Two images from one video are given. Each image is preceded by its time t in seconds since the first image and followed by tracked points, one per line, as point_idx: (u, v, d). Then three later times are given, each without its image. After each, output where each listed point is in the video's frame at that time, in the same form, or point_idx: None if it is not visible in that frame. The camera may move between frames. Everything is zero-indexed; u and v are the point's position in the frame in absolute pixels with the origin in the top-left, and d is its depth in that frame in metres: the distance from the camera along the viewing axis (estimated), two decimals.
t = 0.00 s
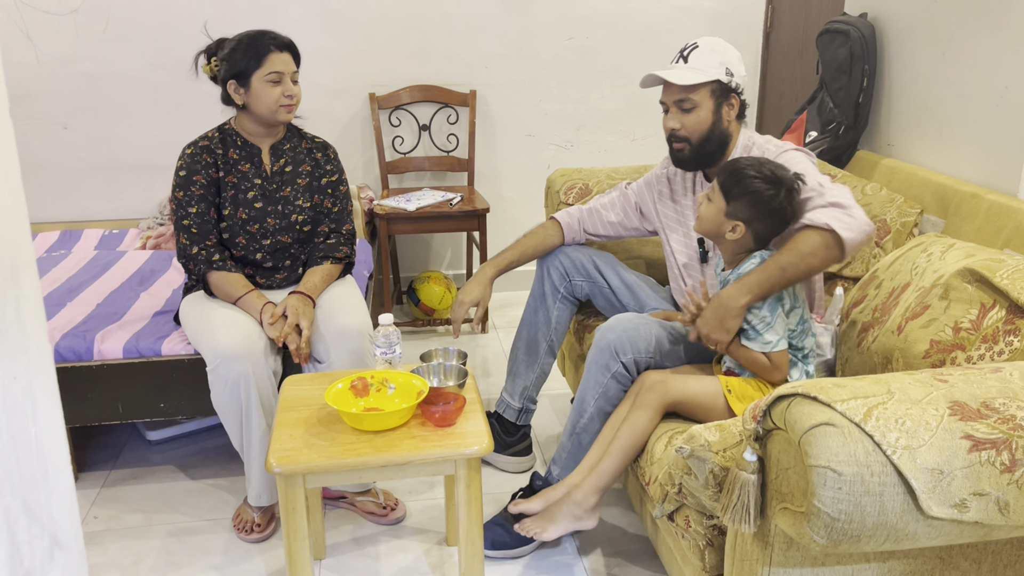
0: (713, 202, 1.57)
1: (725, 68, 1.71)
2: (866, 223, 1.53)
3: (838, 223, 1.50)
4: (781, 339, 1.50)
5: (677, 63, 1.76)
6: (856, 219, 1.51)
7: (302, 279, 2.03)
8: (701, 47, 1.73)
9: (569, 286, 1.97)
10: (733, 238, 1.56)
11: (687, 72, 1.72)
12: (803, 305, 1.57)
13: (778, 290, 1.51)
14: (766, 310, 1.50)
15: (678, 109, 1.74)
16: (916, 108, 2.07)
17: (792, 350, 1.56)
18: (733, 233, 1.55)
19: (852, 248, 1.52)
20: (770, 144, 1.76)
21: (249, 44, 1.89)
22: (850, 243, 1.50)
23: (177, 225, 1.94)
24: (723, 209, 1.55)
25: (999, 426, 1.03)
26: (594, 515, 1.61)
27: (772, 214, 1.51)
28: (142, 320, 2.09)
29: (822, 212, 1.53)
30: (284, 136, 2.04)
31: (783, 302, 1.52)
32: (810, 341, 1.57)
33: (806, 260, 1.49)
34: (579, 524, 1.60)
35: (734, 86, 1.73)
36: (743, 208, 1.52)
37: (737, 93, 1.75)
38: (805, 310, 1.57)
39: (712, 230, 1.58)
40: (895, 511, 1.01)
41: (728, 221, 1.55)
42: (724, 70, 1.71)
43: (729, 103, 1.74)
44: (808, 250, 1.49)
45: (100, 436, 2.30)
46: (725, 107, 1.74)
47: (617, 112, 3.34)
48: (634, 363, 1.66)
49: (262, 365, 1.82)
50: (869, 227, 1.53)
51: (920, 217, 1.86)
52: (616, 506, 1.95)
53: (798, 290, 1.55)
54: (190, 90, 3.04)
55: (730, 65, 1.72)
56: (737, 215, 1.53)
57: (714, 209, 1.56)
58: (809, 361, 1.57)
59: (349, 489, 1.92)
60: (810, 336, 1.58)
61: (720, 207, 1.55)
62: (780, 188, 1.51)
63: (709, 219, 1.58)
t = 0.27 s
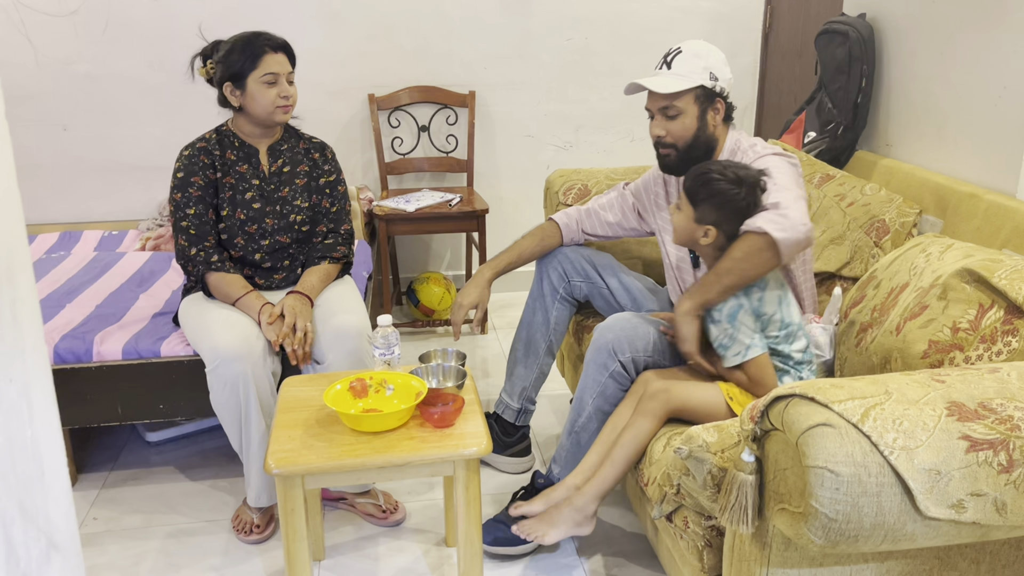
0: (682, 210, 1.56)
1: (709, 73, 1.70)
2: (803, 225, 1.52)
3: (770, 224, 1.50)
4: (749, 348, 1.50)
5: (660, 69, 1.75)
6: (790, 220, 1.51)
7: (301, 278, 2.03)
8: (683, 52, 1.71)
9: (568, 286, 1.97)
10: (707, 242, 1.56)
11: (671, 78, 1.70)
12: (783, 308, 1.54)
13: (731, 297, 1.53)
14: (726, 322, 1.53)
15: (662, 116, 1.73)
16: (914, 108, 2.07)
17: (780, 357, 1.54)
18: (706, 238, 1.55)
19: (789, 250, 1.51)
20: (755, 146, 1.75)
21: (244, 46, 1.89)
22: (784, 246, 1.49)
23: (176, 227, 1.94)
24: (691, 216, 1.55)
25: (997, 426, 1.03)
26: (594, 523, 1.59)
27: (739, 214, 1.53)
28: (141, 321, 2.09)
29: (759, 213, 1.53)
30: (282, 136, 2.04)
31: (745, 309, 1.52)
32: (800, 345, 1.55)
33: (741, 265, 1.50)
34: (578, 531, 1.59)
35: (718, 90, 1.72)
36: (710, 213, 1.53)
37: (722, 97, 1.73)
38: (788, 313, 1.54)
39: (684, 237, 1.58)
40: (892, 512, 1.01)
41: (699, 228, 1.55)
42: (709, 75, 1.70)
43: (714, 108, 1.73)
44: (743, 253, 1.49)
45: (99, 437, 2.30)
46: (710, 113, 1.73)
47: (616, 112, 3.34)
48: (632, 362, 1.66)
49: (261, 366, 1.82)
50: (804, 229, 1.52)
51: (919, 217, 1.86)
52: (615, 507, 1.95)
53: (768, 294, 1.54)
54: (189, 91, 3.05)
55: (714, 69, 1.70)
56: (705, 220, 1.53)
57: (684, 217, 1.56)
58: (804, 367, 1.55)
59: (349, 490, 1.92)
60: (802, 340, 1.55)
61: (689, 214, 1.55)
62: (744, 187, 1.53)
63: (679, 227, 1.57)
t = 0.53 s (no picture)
0: (662, 201, 1.57)
1: (698, 77, 1.69)
2: (776, 225, 1.55)
3: (741, 222, 1.53)
4: (720, 340, 1.51)
5: (649, 72, 1.75)
6: (762, 219, 1.54)
7: (301, 280, 2.03)
8: (672, 55, 1.71)
9: (567, 286, 1.97)
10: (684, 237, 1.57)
11: (659, 83, 1.70)
12: (757, 307, 1.56)
13: (704, 287, 1.55)
14: (699, 312, 1.55)
15: (650, 121, 1.73)
16: (913, 108, 2.07)
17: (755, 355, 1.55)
18: (684, 231, 1.56)
19: (758, 250, 1.53)
20: (745, 146, 1.75)
21: (241, 48, 1.89)
22: (754, 244, 1.52)
23: (174, 229, 1.94)
24: (672, 209, 1.55)
25: (995, 426, 1.03)
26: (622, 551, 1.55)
27: (716, 209, 1.54)
28: (141, 322, 2.09)
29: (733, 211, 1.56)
30: (281, 138, 2.04)
31: (719, 301, 1.54)
32: (776, 345, 1.55)
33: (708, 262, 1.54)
34: (609, 563, 1.55)
35: (707, 95, 1.71)
36: (689, 206, 1.54)
37: (710, 101, 1.73)
38: (763, 312, 1.56)
39: (663, 229, 1.59)
40: (891, 512, 1.01)
41: (678, 221, 1.56)
42: (697, 79, 1.70)
43: (702, 113, 1.73)
44: (713, 249, 1.52)
45: (99, 438, 2.30)
46: (699, 118, 1.73)
47: (615, 113, 3.34)
48: (625, 363, 1.66)
49: (260, 367, 1.82)
50: (776, 229, 1.55)
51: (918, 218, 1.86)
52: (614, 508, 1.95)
53: (743, 291, 1.56)
54: (189, 92, 3.05)
55: (702, 73, 1.70)
56: (684, 213, 1.54)
57: (664, 208, 1.57)
58: (782, 368, 1.56)
59: (349, 491, 1.92)
60: (779, 341, 1.56)
61: (669, 207, 1.56)
62: (726, 182, 1.53)
63: (659, 219, 1.58)
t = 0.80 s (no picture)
0: (677, 196, 1.54)
1: (692, 81, 1.68)
2: (791, 235, 1.50)
3: (755, 228, 1.49)
4: (724, 334, 1.50)
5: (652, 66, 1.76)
6: (777, 228, 1.49)
7: (301, 281, 2.03)
8: (675, 53, 1.71)
9: (565, 286, 1.97)
10: (701, 231, 1.55)
11: (652, 80, 1.71)
12: (765, 305, 1.56)
13: (718, 280, 1.53)
14: (707, 303, 1.53)
15: (643, 115, 1.75)
16: (912, 108, 2.07)
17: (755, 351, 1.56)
18: (701, 226, 1.54)
19: (771, 257, 1.50)
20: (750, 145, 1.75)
21: (241, 49, 1.89)
22: (766, 253, 1.49)
23: (173, 231, 1.94)
24: (687, 204, 1.53)
25: (994, 426, 1.03)
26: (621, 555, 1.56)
27: (733, 202, 1.52)
28: (140, 323, 2.09)
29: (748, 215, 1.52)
30: (280, 139, 2.04)
31: (730, 295, 1.53)
32: (777, 343, 1.56)
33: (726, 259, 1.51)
34: (608, 567, 1.55)
35: (700, 101, 1.70)
36: (704, 201, 1.51)
37: (705, 108, 1.71)
38: (769, 310, 1.56)
39: (679, 225, 1.56)
40: (890, 512, 1.01)
41: (694, 215, 1.53)
42: (691, 83, 1.69)
43: (694, 117, 1.71)
44: (728, 249, 1.51)
45: (99, 439, 2.30)
46: (687, 122, 1.72)
47: (614, 113, 3.34)
48: (626, 362, 1.66)
49: (260, 368, 1.82)
50: (791, 239, 1.50)
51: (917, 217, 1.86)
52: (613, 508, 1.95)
53: (754, 288, 1.55)
54: (188, 93, 3.05)
55: (699, 77, 1.68)
56: (700, 208, 1.52)
57: (679, 204, 1.54)
58: (780, 365, 1.56)
59: (348, 492, 1.92)
60: (780, 339, 1.56)
61: (684, 202, 1.53)
62: (740, 175, 1.51)
63: (674, 214, 1.55)
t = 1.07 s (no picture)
0: (691, 206, 1.55)
1: (711, 66, 1.69)
2: (813, 247, 1.49)
3: (775, 241, 1.48)
4: (742, 341, 1.49)
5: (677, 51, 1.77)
6: (797, 240, 1.48)
7: (302, 282, 2.03)
8: (700, 40, 1.72)
9: (566, 287, 1.97)
10: (717, 240, 1.56)
11: (673, 62, 1.73)
12: (787, 315, 1.55)
13: (745, 288, 1.52)
14: (731, 309, 1.52)
15: (659, 98, 1.77)
16: (912, 108, 2.07)
17: (771, 356, 1.54)
18: (716, 235, 1.55)
19: (793, 269, 1.50)
20: (761, 149, 1.72)
21: (243, 49, 1.90)
22: (787, 266, 1.49)
23: (173, 232, 1.94)
24: (700, 214, 1.54)
25: (993, 425, 1.03)
26: (620, 554, 1.56)
27: (748, 211, 1.51)
28: (141, 324, 2.09)
29: (767, 227, 1.52)
30: (280, 141, 2.04)
31: (754, 303, 1.51)
32: (793, 349, 1.55)
33: (747, 270, 1.51)
34: (607, 566, 1.56)
35: (716, 86, 1.70)
36: (718, 211, 1.52)
37: (720, 94, 1.71)
38: (789, 318, 1.56)
39: (694, 234, 1.57)
40: (890, 512, 1.01)
41: (709, 225, 1.54)
42: (710, 68, 1.69)
43: (707, 103, 1.71)
44: (748, 261, 1.50)
45: (99, 440, 2.30)
46: (701, 107, 1.72)
47: (614, 114, 3.34)
48: (629, 363, 1.66)
49: (259, 368, 1.82)
50: (813, 252, 1.49)
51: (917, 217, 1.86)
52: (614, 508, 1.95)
53: (777, 297, 1.54)
54: (188, 94, 3.05)
55: (719, 63, 1.69)
56: (714, 217, 1.52)
57: (693, 213, 1.55)
58: (793, 369, 1.55)
59: (348, 492, 1.92)
60: (797, 345, 1.56)
61: (698, 212, 1.54)
62: (753, 184, 1.50)
63: (689, 224, 1.56)
